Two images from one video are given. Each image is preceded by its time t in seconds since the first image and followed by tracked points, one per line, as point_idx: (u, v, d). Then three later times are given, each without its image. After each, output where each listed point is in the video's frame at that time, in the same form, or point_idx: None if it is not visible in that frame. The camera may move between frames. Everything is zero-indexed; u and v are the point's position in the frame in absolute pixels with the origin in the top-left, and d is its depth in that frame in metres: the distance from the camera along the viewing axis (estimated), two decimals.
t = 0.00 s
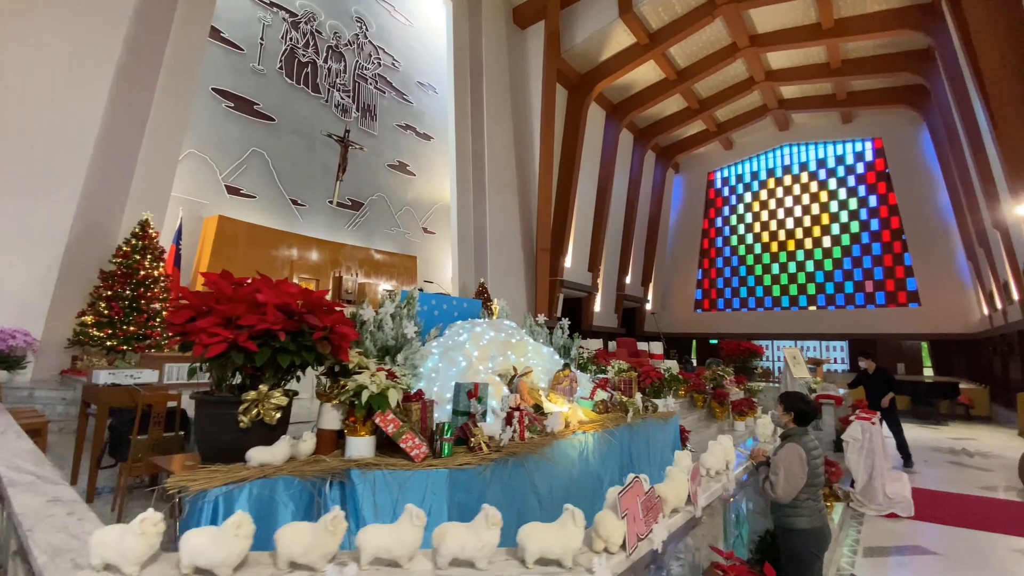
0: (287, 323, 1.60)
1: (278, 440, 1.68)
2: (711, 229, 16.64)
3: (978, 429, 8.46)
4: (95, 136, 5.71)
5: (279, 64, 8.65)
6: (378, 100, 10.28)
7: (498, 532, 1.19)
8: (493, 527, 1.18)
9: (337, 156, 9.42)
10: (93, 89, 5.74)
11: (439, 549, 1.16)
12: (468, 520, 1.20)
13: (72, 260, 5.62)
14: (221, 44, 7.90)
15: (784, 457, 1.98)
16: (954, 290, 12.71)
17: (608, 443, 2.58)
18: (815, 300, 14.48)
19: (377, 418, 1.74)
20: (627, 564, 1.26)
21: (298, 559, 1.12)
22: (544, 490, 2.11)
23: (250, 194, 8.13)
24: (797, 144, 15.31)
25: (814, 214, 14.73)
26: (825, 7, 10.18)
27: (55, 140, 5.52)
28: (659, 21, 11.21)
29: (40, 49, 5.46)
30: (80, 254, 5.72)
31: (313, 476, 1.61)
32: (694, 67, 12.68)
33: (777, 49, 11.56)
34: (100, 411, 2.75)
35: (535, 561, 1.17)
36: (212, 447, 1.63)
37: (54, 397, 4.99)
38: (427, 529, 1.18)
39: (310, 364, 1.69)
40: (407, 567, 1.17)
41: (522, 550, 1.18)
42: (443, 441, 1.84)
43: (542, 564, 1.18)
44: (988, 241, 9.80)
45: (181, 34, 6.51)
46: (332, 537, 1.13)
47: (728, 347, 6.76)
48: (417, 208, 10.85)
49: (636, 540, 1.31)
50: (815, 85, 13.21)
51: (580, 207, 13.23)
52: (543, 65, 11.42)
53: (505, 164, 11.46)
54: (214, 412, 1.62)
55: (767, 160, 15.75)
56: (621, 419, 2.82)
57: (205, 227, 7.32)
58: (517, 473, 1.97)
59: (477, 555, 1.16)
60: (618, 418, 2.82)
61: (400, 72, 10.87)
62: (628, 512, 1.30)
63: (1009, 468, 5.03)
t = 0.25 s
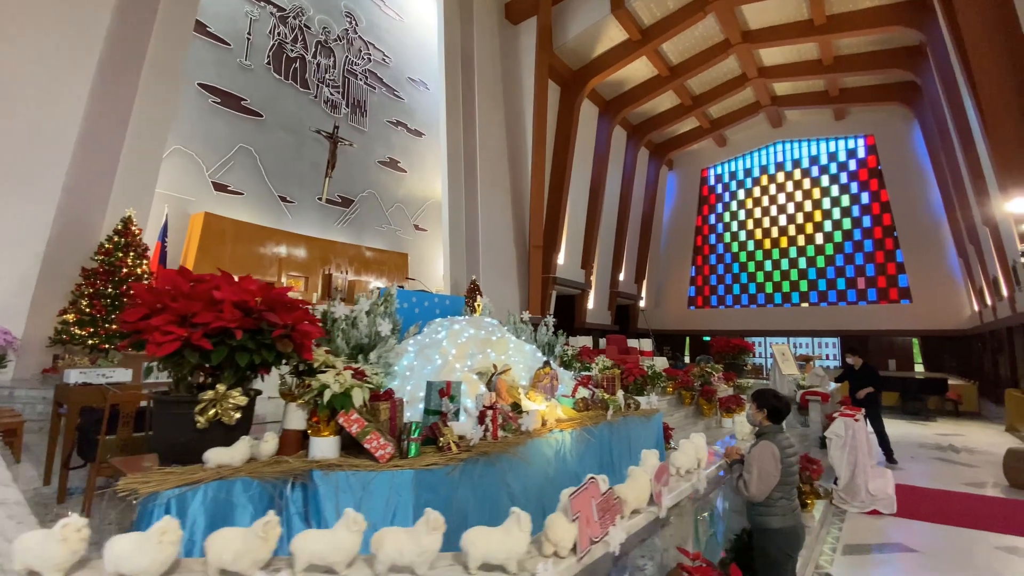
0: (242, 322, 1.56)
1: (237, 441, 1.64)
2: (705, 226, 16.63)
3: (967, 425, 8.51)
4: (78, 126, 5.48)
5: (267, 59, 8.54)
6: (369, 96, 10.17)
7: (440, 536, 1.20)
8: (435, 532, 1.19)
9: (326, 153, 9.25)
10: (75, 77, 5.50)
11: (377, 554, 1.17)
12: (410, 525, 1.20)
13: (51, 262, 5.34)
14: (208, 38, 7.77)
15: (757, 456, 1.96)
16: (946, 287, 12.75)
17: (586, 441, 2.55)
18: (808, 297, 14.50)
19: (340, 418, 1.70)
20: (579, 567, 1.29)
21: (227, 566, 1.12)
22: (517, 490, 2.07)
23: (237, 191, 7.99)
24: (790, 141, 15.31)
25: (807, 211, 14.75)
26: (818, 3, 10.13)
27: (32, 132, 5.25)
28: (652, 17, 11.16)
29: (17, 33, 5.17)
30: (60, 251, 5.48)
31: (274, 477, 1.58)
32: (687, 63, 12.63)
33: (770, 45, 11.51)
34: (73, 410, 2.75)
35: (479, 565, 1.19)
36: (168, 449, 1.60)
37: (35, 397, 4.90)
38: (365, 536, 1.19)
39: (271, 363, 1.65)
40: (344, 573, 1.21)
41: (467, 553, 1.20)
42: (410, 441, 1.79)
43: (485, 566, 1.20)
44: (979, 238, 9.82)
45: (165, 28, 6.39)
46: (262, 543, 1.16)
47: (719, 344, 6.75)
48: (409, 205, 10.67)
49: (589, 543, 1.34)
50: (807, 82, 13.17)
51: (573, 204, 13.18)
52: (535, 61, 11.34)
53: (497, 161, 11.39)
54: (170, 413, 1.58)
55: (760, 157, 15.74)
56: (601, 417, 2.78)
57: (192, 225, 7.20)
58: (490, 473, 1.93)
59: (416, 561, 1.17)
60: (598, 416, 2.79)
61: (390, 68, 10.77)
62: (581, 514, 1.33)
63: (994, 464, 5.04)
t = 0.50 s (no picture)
0: (180, 315, 1.51)
1: (180, 437, 1.60)
2: (692, 222, 16.68)
3: (943, 420, 8.64)
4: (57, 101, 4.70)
5: (248, 49, 8.34)
6: (353, 88, 10.00)
7: (356, 537, 1.24)
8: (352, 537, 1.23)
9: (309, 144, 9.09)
10: (58, 35, 4.73)
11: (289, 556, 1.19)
12: (324, 528, 1.23)
13: (24, 245, 4.54)
14: (186, 26, 7.55)
15: (716, 451, 1.97)
16: (927, 284, 12.91)
17: (554, 437, 2.51)
18: (793, 293, 14.62)
19: (287, 414, 1.66)
20: (506, 566, 1.37)
21: (129, 569, 1.12)
22: (478, 486, 2.03)
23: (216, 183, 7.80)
24: (777, 139, 15.37)
25: (793, 208, 14.86)
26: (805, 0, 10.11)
27: None
28: (640, 12, 11.10)
29: None
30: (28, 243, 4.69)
31: (216, 475, 1.53)
32: (676, 59, 12.58)
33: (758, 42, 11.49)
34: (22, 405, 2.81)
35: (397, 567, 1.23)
36: (106, 445, 1.55)
37: None
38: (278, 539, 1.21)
39: (214, 357, 1.60)
40: None
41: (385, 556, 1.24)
42: (363, 437, 1.74)
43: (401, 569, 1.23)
44: (959, 235, 9.93)
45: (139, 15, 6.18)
46: (166, 546, 1.16)
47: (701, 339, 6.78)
48: (393, 199, 10.52)
49: (520, 541, 1.43)
50: (794, 80, 13.18)
51: (560, 199, 13.14)
52: (522, 55, 11.23)
53: (484, 155, 11.27)
54: (109, 408, 1.54)
55: (748, 154, 15.80)
56: (570, 412, 2.75)
57: (169, 216, 7.00)
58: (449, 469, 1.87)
59: (326, 564, 1.19)
60: (567, 412, 2.75)
61: (376, 60, 10.62)
62: (511, 512, 1.41)
63: (966, 459, 5.11)
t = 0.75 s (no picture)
0: (119, 309, 1.45)
1: (121, 436, 1.54)
2: (676, 220, 16.76)
3: (915, 416, 8.83)
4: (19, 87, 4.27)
5: (225, 36, 8.11)
6: (334, 79, 9.82)
7: (276, 543, 1.23)
8: (272, 542, 1.22)
9: (288, 136, 8.92)
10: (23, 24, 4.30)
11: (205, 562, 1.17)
12: (243, 533, 1.22)
13: None
14: (160, 12, 7.31)
15: (675, 447, 1.98)
16: (903, 283, 13.15)
17: (525, 432, 2.48)
18: (774, 291, 14.80)
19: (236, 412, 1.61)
20: (442, 569, 1.35)
21: None
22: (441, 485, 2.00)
23: (192, 174, 7.58)
24: (760, 138, 15.50)
25: (774, 207, 15.03)
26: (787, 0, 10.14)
27: None
28: (626, 8, 11.07)
29: None
30: None
31: (159, 475, 1.49)
32: (661, 57, 12.57)
33: (742, 41, 11.53)
34: None
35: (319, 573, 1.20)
36: (41, 444, 1.49)
37: None
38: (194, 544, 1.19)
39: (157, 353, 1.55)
40: None
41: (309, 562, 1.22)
42: (317, 436, 1.69)
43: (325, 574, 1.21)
44: (935, 235, 10.11)
45: None
46: (71, 552, 1.12)
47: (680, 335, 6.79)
48: (376, 192, 10.43)
49: (459, 543, 1.43)
50: (777, 79, 13.27)
51: (545, 195, 13.10)
52: (508, 49, 11.13)
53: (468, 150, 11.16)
54: (46, 406, 1.48)
55: (731, 153, 15.91)
56: (539, 408, 2.72)
57: (142, 208, 6.79)
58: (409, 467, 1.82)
59: (243, 569, 1.17)
60: (537, 407, 2.74)
61: (358, 50, 10.47)
62: (447, 514, 1.40)
63: (934, 454, 5.20)
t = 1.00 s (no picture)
0: (36, 301, 1.39)
1: (38, 438, 1.45)
2: (651, 220, 16.92)
3: (876, 413, 9.10)
4: None
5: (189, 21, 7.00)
6: (305, 70, 8.61)
7: (173, 556, 1.20)
8: (172, 554, 1.20)
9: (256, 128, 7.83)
10: None
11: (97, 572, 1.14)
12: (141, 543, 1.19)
13: None
14: None
15: (630, 441, 1.96)
16: (867, 284, 13.56)
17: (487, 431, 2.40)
18: (744, 291, 15.09)
19: (166, 413, 1.54)
20: None
21: None
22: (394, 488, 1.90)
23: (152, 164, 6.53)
24: (733, 140, 15.77)
25: (746, 208, 15.32)
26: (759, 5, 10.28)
27: None
28: (603, 8, 11.07)
29: None
30: None
31: (78, 480, 1.39)
32: (638, 57, 12.62)
33: (716, 44, 11.65)
34: None
35: None
36: None
37: None
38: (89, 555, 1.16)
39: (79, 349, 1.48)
40: None
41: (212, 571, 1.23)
42: (257, 437, 1.60)
43: None
44: (897, 238, 10.44)
45: None
46: None
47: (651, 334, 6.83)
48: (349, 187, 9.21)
49: (385, 551, 1.42)
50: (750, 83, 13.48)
51: (521, 193, 13.03)
52: (485, 45, 11.00)
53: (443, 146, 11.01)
54: None
55: (705, 155, 16.15)
56: (502, 407, 2.61)
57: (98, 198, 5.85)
58: (357, 469, 1.74)
59: None
60: (499, 407, 2.61)
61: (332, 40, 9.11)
62: (370, 522, 1.39)
63: (892, 450, 5.35)
